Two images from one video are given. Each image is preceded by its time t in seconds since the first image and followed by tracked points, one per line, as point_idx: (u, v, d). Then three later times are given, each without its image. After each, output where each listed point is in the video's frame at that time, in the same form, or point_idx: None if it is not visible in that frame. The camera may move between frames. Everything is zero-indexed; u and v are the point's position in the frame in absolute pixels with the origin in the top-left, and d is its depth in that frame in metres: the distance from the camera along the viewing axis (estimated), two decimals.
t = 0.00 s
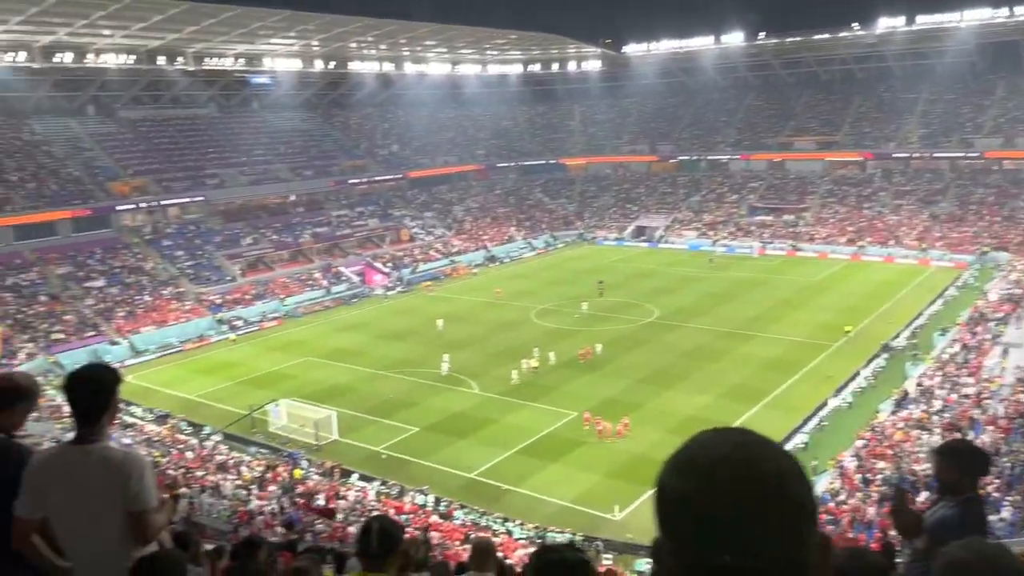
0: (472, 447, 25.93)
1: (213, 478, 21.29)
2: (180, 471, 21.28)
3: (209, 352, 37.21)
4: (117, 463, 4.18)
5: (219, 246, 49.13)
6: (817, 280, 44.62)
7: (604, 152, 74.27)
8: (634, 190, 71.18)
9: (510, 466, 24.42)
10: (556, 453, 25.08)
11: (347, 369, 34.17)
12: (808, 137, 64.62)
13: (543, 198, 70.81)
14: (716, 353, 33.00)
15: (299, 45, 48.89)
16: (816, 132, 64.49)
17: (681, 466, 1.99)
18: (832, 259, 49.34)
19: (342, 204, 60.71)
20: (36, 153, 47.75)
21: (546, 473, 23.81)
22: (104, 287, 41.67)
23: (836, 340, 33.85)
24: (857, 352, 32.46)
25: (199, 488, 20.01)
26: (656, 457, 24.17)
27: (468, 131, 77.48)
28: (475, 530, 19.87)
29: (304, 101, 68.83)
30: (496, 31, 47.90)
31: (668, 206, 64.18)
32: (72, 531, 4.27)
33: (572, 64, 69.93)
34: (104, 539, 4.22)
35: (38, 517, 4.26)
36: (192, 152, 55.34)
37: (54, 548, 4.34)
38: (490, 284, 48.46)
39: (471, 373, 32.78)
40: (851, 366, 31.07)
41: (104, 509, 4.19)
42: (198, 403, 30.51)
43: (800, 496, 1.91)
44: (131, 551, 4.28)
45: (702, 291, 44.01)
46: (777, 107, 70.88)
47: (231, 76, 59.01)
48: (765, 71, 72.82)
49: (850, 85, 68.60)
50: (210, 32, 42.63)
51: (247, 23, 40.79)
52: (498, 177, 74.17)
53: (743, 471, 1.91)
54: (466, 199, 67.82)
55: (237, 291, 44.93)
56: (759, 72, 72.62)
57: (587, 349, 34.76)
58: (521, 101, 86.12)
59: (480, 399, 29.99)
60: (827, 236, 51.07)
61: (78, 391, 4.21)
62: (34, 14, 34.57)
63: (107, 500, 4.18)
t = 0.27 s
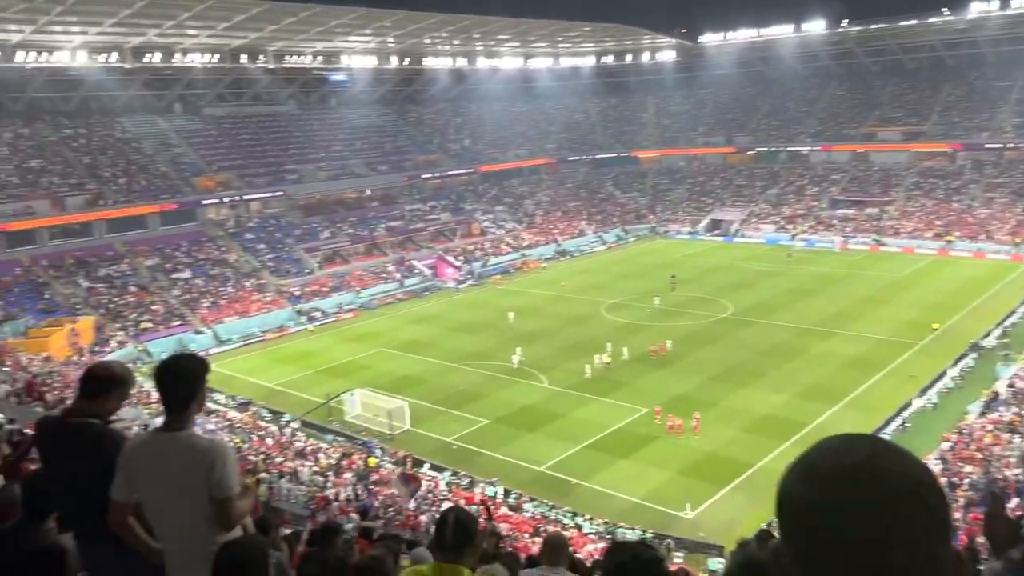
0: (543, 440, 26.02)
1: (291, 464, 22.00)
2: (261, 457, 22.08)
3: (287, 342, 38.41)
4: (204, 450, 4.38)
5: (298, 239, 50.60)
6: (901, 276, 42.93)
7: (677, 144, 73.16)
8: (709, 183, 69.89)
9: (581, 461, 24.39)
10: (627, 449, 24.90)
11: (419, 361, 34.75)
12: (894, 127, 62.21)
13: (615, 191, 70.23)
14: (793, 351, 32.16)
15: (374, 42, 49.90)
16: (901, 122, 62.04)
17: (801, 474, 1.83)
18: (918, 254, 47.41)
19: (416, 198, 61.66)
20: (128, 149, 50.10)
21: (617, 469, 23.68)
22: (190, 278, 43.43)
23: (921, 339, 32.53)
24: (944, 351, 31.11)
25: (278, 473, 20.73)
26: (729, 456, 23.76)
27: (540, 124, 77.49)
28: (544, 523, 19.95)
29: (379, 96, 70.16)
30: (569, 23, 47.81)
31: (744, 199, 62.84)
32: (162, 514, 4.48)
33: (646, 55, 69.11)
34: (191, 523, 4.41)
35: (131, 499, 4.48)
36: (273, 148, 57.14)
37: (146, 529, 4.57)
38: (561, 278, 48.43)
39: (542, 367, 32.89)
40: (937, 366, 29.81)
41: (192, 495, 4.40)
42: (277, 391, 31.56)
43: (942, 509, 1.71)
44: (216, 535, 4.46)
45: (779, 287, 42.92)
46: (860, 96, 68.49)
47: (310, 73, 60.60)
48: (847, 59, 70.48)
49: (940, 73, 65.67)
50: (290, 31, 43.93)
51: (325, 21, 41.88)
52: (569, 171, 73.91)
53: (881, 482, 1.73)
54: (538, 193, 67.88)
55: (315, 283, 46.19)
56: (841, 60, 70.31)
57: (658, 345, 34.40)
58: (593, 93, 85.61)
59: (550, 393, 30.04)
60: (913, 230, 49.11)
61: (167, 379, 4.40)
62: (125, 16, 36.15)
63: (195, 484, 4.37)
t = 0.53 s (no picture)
0: (615, 437, 25.86)
1: (368, 453, 22.53)
2: (339, 446, 22.66)
3: (364, 334, 39.27)
4: (285, 440, 4.54)
5: (375, 234, 51.60)
6: (997, 273, 40.76)
7: (757, 136, 71.33)
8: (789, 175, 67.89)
9: (654, 458, 24.13)
10: (702, 448, 24.51)
11: (492, 354, 35.01)
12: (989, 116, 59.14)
13: (691, 185, 69.01)
14: (878, 350, 31.00)
15: (450, 38, 50.47)
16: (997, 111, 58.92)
17: (906, 482, 1.77)
18: (1015, 249, 45.00)
19: (489, 193, 62.06)
20: (215, 147, 52.07)
21: (692, 467, 23.34)
22: (273, 271, 44.91)
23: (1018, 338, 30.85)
24: None
25: (356, 462, 21.25)
26: (808, 457, 23.11)
27: (615, 117, 76.79)
28: (617, 519, 19.84)
29: (455, 92, 70.85)
30: (645, 14, 47.24)
31: (827, 192, 60.85)
32: (245, 502, 4.65)
33: (724, 45, 67.59)
34: (272, 511, 4.58)
35: (216, 485, 4.68)
36: (352, 145, 58.53)
37: (230, 515, 4.76)
38: (635, 273, 47.96)
39: (615, 362, 32.66)
40: None
41: (273, 483, 4.56)
42: (354, 382, 32.32)
43: None
44: (295, 523, 4.62)
45: (863, 283, 41.38)
46: (953, 84, 65.36)
47: (387, 70, 61.65)
48: (939, 45, 67.38)
49: None
50: (368, 29, 44.87)
51: (402, 18, 42.61)
52: (644, 164, 72.95)
53: (991, 493, 1.65)
54: (611, 186, 67.28)
55: (391, 277, 47.07)
56: (933, 46, 67.25)
57: (735, 342, 33.69)
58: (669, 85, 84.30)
59: (623, 389, 29.81)
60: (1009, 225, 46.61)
61: (252, 372, 4.56)
62: (212, 18, 37.53)
63: (277, 474, 4.54)
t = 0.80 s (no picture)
0: (692, 436, 25.40)
1: (443, 446, 22.80)
2: (415, 438, 23.00)
3: (440, 329, 39.74)
4: (364, 434, 4.59)
5: (451, 230, 52.11)
6: None
7: (843, 128, 68.72)
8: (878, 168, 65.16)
9: (732, 459, 23.56)
10: (782, 449, 23.81)
11: (567, 350, 34.88)
12: None
13: (773, 178, 67.04)
14: (973, 351, 29.45)
15: (527, 34, 50.49)
16: None
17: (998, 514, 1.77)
18: None
19: (565, 188, 61.83)
20: (298, 145, 53.60)
21: (772, 469, 22.68)
22: (353, 266, 45.93)
23: None
24: None
25: (431, 454, 21.52)
26: (896, 461, 22.14)
27: (694, 110, 75.33)
28: (693, 520, 19.48)
29: (531, 87, 70.84)
30: (726, 4, 46.17)
31: (918, 185, 58.37)
32: (325, 494, 4.73)
33: (809, 34, 65.42)
34: (351, 503, 4.65)
35: (297, 477, 4.77)
36: (429, 142, 59.28)
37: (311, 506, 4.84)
38: (714, 269, 46.97)
39: (692, 360, 32.07)
40: None
41: (352, 477, 4.63)
42: (430, 376, 32.74)
43: None
44: (373, 516, 4.68)
45: (958, 280, 39.35)
46: None
47: (464, 67, 62.14)
48: None
49: None
50: (446, 27, 45.30)
51: (480, 15, 42.85)
52: (724, 158, 71.32)
53: None
54: (690, 181, 66.04)
55: (467, 272, 47.49)
56: None
57: (819, 341, 32.57)
58: (751, 76, 82.14)
59: (700, 387, 29.23)
60: None
61: (332, 366, 4.63)
62: (296, 19, 38.55)
63: (355, 468, 4.60)
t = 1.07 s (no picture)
0: (772, 438, 24.70)
1: (517, 442, 22.87)
2: (489, 433, 23.14)
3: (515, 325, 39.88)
4: (439, 431, 4.62)
5: (526, 227, 52.20)
6: None
7: (937, 119, 65.56)
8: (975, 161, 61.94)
9: (814, 462, 22.80)
10: (867, 453, 22.91)
11: (642, 348, 34.45)
12: None
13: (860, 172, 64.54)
14: None
15: (604, 29, 50.11)
16: None
17: None
18: None
19: (641, 184, 61.11)
20: (378, 144, 54.66)
21: (856, 474, 21.84)
22: (429, 263, 46.56)
23: None
24: None
25: (505, 450, 21.62)
26: (992, 468, 20.99)
27: (776, 103, 73.23)
28: (772, 524, 18.95)
29: (607, 83, 70.27)
30: None
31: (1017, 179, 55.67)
32: (399, 489, 4.77)
33: (900, 22, 62.66)
34: (426, 499, 4.69)
35: (375, 470, 4.83)
36: (505, 140, 59.53)
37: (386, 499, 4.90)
38: (796, 266, 45.57)
39: (773, 360, 31.20)
40: None
41: (428, 472, 4.66)
42: (504, 372, 32.89)
43: None
44: (448, 512, 4.71)
45: None
46: None
47: (540, 64, 62.13)
48: None
49: None
50: (522, 24, 45.38)
51: (556, 11, 42.77)
52: (807, 152, 69.10)
53: None
54: (771, 175, 64.24)
55: (541, 269, 47.51)
56: None
57: (908, 342, 31.18)
58: (837, 67, 79.27)
59: (780, 388, 28.40)
60: None
61: (407, 362, 4.65)
62: (376, 20, 39.28)
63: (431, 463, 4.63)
